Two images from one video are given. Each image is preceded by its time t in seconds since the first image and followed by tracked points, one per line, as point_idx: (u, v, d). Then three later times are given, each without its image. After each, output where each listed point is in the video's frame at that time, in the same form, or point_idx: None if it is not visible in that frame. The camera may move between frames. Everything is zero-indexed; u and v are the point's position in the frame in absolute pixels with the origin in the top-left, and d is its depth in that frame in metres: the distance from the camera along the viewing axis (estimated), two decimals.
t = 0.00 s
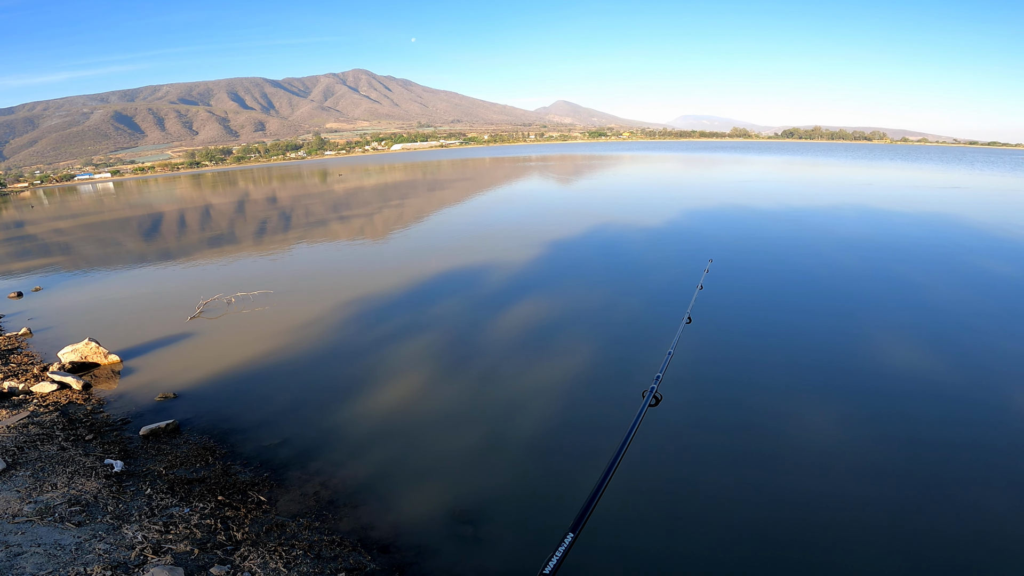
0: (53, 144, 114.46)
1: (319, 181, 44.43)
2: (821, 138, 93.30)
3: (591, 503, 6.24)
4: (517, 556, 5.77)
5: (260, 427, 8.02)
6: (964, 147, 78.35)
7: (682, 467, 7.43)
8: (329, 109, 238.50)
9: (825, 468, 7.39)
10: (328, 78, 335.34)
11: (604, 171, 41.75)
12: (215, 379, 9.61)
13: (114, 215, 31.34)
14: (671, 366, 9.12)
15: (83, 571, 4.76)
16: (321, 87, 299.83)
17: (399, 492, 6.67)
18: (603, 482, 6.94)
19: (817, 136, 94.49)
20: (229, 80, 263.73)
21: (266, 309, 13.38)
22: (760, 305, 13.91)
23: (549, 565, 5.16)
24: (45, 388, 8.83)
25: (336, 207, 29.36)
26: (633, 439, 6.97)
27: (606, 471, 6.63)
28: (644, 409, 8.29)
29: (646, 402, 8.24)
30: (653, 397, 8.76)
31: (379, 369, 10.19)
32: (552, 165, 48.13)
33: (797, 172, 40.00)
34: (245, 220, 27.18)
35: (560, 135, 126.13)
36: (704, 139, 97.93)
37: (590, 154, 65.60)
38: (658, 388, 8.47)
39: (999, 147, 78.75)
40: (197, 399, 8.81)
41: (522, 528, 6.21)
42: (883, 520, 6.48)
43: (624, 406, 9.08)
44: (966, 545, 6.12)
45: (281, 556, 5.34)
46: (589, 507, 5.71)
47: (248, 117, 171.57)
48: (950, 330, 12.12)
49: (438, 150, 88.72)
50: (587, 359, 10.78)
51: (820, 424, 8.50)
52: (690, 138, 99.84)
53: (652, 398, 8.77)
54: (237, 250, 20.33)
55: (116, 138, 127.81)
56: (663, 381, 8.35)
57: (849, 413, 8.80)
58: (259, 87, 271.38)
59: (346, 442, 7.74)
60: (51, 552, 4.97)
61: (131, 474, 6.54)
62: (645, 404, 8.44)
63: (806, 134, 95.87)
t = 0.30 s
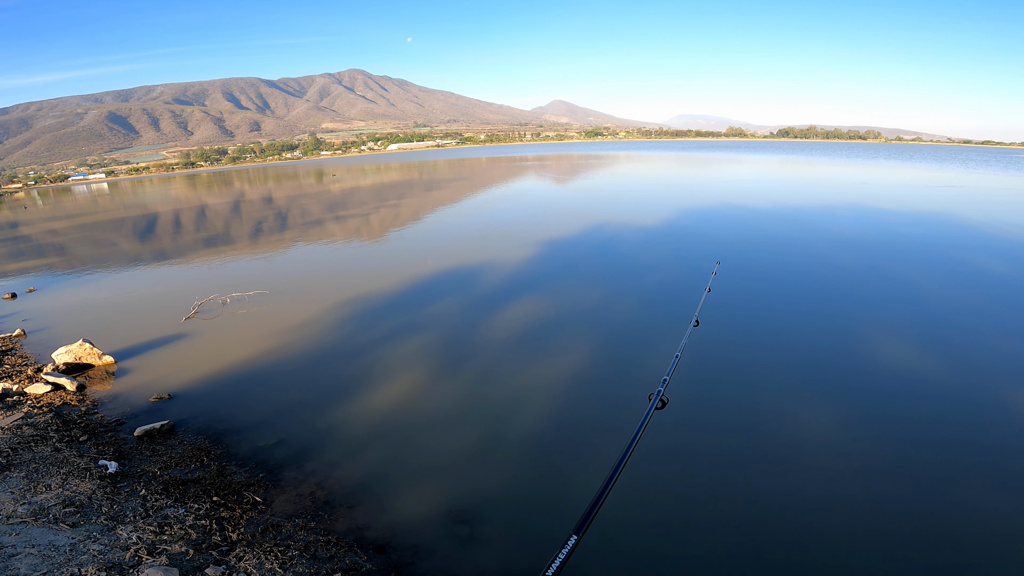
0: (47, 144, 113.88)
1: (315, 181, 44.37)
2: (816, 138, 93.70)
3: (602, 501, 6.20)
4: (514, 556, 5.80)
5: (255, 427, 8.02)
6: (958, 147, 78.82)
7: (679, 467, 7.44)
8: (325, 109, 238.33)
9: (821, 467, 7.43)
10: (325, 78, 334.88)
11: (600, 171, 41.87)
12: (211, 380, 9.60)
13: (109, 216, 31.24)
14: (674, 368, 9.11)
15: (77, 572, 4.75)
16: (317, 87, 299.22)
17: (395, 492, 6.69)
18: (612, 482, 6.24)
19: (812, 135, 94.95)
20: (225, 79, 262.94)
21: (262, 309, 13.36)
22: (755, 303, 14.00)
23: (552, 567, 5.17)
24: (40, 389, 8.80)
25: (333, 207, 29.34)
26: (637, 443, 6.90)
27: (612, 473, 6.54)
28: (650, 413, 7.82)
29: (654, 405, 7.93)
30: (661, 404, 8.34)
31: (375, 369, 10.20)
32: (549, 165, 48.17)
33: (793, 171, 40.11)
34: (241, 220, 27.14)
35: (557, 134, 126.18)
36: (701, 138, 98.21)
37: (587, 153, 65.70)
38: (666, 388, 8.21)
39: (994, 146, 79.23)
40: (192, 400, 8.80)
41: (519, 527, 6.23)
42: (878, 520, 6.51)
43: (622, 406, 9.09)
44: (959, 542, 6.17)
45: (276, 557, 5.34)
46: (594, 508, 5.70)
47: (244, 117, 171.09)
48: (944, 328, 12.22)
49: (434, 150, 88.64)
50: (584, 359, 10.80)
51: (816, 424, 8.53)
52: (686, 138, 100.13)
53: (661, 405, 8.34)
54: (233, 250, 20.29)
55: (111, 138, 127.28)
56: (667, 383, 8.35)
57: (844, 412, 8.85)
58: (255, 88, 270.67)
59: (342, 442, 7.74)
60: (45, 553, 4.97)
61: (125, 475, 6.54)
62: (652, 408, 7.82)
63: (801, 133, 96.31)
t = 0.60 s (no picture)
0: (42, 146, 113.56)
1: (312, 181, 44.37)
2: (812, 137, 93.94)
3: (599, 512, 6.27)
4: (510, 555, 5.82)
5: (251, 428, 8.02)
6: (953, 146, 79.29)
7: (676, 468, 7.45)
8: (322, 109, 238.15)
9: (816, 467, 7.46)
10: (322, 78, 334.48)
11: (596, 170, 41.95)
12: (207, 380, 9.60)
13: (104, 217, 31.21)
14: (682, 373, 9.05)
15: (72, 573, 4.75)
16: (314, 87, 298.57)
17: (391, 492, 6.71)
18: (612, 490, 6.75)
19: (808, 134, 95.20)
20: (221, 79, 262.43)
21: (258, 310, 13.36)
22: (752, 302, 14.05)
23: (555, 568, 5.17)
24: (34, 390, 8.79)
25: (329, 208, 29.31)
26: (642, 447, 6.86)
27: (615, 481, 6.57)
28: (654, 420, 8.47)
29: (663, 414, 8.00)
30: (666, 409, 8.83)
31: (371, 369, 10.21)
32: (545, 165, 48.25)
33: (788, 170, 40.28)
34: (237, 220, 27.12)
35: (554, 134, 126.24)
36: (697, 138, 98.39)
37: (584, 152, 65.74)
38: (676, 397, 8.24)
39: (988, 146, 79.71)
40: (188, 400, 8.80)
41: (515, 527, 6.25)
42: (873, 519, 6.54)
43: (618, 405, 9.13)
44: (953, 541, 6.21)
45: (272, 557, 5.36)
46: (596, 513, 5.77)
47: (240, 117, 170.70)
48: (940, 327, 12.30)
49: (431, 149, 88.66)
50: (580, 358, 10.84)
51: (811, 423, 8.58)
52: (683, 136, 100.61)
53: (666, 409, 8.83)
54: (230, 250, 20.29)
55: (107, 138, 126.86)
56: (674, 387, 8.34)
57: (840, 411, 8.89)
58: (252, 88, 270.02)
59: (338, 443, 7.75)
60: (40, 554, 4.96)
61: (120, 476, 6.53)
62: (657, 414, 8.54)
63: (797, 132, 96.54)
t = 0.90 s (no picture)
0: (36, 146, 112.90)
1: (308, 181, 44.34)
2: (808, 136, 94.24)
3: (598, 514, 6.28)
4: (508, 555, 5.85)
5: (247, 428, 8.03)
6: (947, 145, 79.68)
7: (672, 468, 7.48)
8: (318, 109, 237.56)
9: (811, 465, 7.52)
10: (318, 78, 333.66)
11: (593, 169, 41.97)
12: (203, 380, 9.61)
13: (100, 217, 31.14)
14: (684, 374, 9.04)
15: (70, 573, 4.76)
16: (311, 86, 297.89)
17: (388, 492, 6.72)
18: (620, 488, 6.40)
19: (803, 133, 95.50)
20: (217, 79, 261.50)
21: (255, 310, 13.35)
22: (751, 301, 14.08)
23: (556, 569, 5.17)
24: (30, 391, 8.77)
25: (325, 207, 29.25)
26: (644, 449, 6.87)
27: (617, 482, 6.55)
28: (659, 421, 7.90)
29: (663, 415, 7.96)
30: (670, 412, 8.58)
31: (368, 369, 10.23)
32: (542, 164, 48.35)
33: (784, 168, 40.49)
34: (233, 220, 27.08)
35: (551, 134, 126.16)
36: (693, 137, 98.54)
37: (580, 151, 65.88)
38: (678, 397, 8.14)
39: (983, 144, 80.16)
40: (184, 400, 8.81)
41: (512, 526, 6.28)
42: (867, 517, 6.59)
43: (615, 404, 9.16)
44: (946, 540, 6.26)
45: (269, 557, 5.37)
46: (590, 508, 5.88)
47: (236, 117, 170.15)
48: (937, 325, 12.39)
49: (428, 149, 88.64)
50: (577, 357, 10.87)
51: (806, 421, 8.63)
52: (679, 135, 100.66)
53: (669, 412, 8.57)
54: (226, 250, 20.26)
55: (101, 138, 126.28)
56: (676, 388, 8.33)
57: (835, 410, 8.96)
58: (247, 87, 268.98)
59: (335, 443, 7.76)
60: (37, 555, 4.97)
61: (117, 476, 6.54)
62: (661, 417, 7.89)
63: (792, 131, 96.86)
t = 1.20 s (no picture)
0: (28, 147, 112.03)
1: (303, 181, 44.26)
2: (802, 135, 94.63)
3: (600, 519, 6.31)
4: (504, 554, 5.89)
5: (243, 428, 8.03)
6: (942, 144, 80.12)
7: (668, 467, 7.53)
8: (313, 108, 237.02)
9: (803, 463, 7.61)
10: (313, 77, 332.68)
11: (588, 168, 42.02)
12: (198, 380, 9.61)
13: (94, 217, 31.00)
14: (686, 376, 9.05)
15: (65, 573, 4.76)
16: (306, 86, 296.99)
17: (385, 492, 6.74)
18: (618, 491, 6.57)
19: (798, 132, 95.71)
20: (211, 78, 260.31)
21: (251, 310, 13.35)
22: (748, 300, 14.15)
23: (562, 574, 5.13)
24: (23, 392, 8.74)
25: (321, 207, 29.17)
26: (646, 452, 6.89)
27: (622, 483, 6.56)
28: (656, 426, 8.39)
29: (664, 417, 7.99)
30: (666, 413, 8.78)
31: (364, 368, 10.26)
32: (538, 163, 48.44)
33: (778, 167, 40.70)
34: (228, 220, 26.99)
35: (548, 133, 126.20)
36: (689, 136, 98.66)
37: (576, 150, 65.92)
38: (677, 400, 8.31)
39: (977, 143, 80.62)
40: (179, 401, 8.80)
41: (508, 525, 6.33)
42: (859, 516, 6.65)
43: (609, 403, 9.22)
44: (936, 536, 6.36)
45: (266, 557, 5.38)
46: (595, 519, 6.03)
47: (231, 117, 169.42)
48: (932, 323, 12.48)
49: (424, 149, 88.53)
50: (572, 356, 10.92)
51: (799, 418, 8.74)
52: (674, 135, 101.07)
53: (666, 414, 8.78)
54: (221, 250, 20.22)
55: (95, 139, 125.53)
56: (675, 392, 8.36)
57: (828, 407, 9.06)
58: (242, 87, 267.69)
59: (331, 442, 7.78)
60: (32, 556, 4.97)
61: (111, 477, 6.52)
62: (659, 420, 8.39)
63: (787, 129, 97.15)
